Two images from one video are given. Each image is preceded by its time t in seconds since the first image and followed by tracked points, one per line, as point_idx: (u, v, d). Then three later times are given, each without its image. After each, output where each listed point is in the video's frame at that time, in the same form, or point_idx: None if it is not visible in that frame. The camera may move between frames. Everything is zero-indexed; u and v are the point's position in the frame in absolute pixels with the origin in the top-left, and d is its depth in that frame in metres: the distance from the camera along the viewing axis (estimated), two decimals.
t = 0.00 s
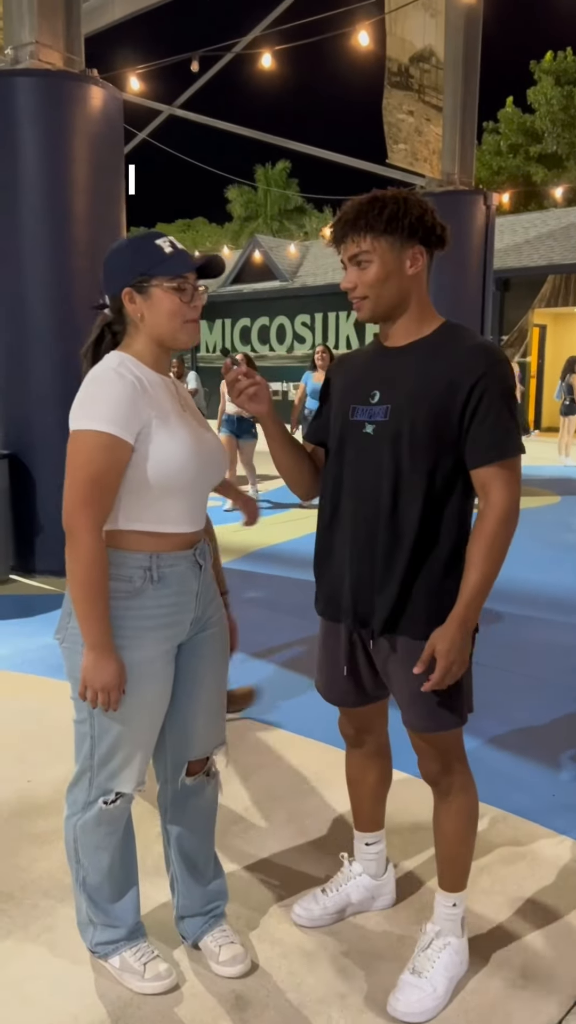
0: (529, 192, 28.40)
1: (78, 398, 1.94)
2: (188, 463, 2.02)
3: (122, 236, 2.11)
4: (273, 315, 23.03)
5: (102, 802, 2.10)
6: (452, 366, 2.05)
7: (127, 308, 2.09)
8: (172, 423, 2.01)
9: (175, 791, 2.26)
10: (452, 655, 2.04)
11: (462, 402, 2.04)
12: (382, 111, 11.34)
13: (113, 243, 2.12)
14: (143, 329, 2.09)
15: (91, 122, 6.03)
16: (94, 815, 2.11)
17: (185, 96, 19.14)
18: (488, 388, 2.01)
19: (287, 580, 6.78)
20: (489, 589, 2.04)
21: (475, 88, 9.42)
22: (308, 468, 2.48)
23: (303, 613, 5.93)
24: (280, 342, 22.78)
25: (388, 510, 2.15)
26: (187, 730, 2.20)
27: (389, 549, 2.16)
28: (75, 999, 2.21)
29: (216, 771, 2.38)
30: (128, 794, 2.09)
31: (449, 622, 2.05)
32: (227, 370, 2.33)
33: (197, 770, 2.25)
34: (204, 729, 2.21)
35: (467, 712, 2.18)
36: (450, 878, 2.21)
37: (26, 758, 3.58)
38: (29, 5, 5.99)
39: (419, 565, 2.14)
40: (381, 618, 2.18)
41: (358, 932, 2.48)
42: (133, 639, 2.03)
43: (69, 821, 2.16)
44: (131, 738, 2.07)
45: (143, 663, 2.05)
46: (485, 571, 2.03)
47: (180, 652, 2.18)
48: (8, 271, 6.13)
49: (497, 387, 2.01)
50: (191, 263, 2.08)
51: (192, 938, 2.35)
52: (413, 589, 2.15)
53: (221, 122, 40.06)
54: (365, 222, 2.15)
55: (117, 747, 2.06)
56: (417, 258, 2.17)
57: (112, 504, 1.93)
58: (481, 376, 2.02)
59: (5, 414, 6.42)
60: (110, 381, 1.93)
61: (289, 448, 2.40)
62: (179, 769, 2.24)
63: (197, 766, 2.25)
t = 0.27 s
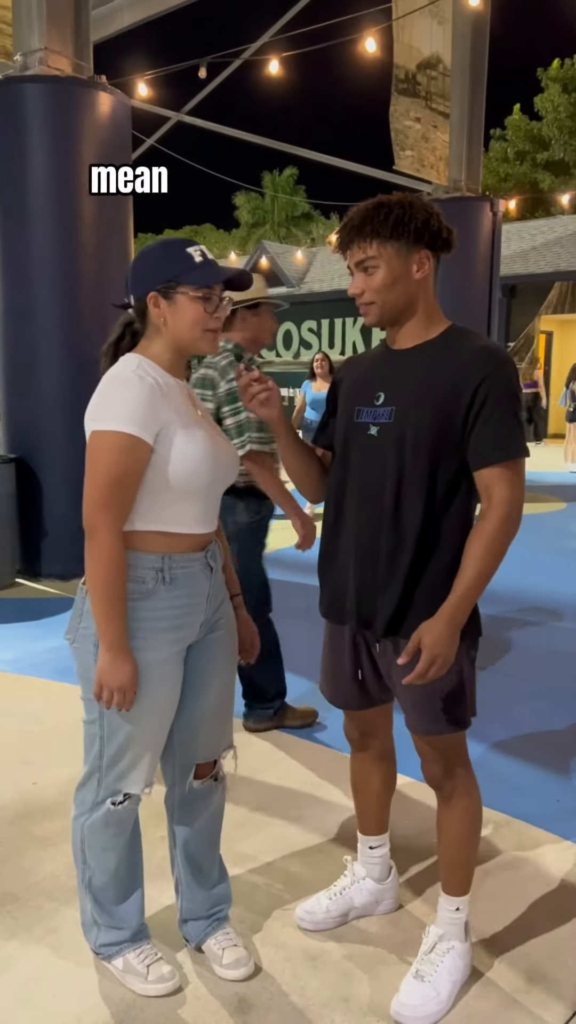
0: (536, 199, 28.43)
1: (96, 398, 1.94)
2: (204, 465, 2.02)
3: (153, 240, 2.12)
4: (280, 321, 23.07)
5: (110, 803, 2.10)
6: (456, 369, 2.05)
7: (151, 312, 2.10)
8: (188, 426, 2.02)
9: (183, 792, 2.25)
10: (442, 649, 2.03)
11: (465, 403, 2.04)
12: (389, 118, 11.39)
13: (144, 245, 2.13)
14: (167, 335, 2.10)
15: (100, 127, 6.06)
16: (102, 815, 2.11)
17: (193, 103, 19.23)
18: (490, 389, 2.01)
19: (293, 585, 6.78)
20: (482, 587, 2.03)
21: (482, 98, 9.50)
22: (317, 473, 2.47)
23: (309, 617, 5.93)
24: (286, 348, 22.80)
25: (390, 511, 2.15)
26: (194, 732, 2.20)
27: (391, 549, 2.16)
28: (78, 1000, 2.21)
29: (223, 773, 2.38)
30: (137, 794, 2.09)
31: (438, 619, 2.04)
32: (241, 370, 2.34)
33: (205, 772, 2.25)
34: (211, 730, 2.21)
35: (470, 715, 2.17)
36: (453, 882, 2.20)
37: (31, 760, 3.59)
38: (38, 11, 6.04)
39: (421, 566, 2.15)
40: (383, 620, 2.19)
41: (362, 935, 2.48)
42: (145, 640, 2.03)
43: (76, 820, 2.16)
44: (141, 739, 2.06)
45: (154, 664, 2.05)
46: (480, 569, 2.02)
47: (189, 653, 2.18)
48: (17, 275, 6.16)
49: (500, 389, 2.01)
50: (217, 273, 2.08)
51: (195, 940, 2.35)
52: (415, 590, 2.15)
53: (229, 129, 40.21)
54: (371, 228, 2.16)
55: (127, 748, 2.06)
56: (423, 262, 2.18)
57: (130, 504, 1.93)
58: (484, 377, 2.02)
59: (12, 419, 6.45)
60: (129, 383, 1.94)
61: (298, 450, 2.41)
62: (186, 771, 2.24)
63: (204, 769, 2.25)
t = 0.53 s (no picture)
0: (542, 204, 28.42)
1: (101, 402, 1.96)
2: (212, 467, 2.03)
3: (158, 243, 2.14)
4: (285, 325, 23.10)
5: (119, 803, 2.10)
6: (458, 370, 2.06)
7: (155, 312, 2.12)
8: (196, 428, 2.03)
9: (193, 793, 2.26)
10: (461, 646, 2.05)
11: (470, 403, 2.04)
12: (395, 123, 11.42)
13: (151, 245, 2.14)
14: (171, 336, 2.12)
15: (106, 131, 6.09)
16: (110, 814, 2.11)
17: (199, 108, 19.30)
18: (493, 389, 2.00)
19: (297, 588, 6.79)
20: (500, 583, 2.04)
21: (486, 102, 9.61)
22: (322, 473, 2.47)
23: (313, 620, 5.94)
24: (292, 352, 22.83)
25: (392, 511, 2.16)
26: (205, 732, 2.21)
27: (393, 550, 2.17)
28: (81, 999, 2.22)
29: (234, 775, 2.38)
30: (146, 795, 2.09)
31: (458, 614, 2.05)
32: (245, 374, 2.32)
33: (215, 773, 2.26)
34: (222, 732, 2.21)
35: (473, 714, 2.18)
36: (453, 884, 2.20)
37: (34, 761, 3.60)
38: (45, 16, 6.07)
39: (422, 566, 2.15)
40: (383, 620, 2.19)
41: (364, 937, 2.48)
42: (153, 641, 2.04)
43: (84, 819, 2.17)
44: (150, 740, 2.07)
45: (162, 666, 2.05)
46: (498, 567, 2.03)
47: (201, 655, 2.19)
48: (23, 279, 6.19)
49: (505, 387, 2.00)
50: (221, 272, 2.08)
51: (198, 940, 2.35)
52: (415, 591, 2.16)
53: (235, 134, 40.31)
54: (375, 230, 2.17)
55: (136, 748, 2.07)
56: (426, 264, 2.19)
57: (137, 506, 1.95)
58: (486, 377, 2.02)
59: (18, 422, 6.47)
60: (130, 387, 1.95)
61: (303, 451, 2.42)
62: (197, 772, 2.25)
63: (215, 769, 2.25)
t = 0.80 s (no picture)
0: (546, 208, 28.43)
1: (112, 403, 1.96)
2: (223, 468, 2.03)
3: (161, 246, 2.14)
4: (289, 330, 23.13)
5: (126, 803, 2.10)
6: (466, 370, 2.07)
7: (160, 316, 2.13)
8: (206, 428, 2.03)
9: (201, 793, 2.26)
10: (504, 587, 2.05)
11: (480, 398, 2.06)
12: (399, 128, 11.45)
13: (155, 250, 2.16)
14: (177, 337, 2.12)
15: (110, 135, 6.11)
16: (117, 815, 2.12)
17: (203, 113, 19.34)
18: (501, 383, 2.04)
19: (299, 591, 6.80)
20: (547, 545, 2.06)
21: (490, 106, 9.64)
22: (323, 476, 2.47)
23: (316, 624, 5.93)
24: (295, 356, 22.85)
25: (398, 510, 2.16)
26: (214, 733, 2.21)
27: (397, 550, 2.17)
28: (82, 999, 2.22)
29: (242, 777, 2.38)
30: (152, 795, 2.10)
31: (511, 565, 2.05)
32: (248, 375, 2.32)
33: (224, 775, 2.26)
34: (231, 733, 2.21)
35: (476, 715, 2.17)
36: (453, 886, 2.20)
37: (36, 761, 3.61)
38: (50, 20, 6.09)
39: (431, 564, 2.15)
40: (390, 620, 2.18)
41: (365, 939, 2.48)
42: (160, 642, 2.04)
43: (90, 819, 2.17)
44: (157, 739, 2.07)
45: (170, 666, 2.05)
46: (550, 527, 2.05)
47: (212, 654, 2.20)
48: (28, 282, 6.20)
49: (514, 379, 2.04)
50: (224, 272, 2.09)
51: (199, 941, 2.35)
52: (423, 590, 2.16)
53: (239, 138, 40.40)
54: (381, 229, 2.17)
55: (142, 747, 2.07)
56: (430, 264, 2.21)
57: (147, 506, 1.95)
58: (495, 373, 2.05)
59: (22, 424, 6.48)
60: (141, 387, 1.95)
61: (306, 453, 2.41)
62: (205, 773, 2.25)
63: (224, 770, 2.25)
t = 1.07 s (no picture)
0: (548, 212, 28.45)
1: (115, 406, 1.96)
2: (226, 469, 2.03)
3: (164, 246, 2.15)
4: (290, 333, 23.16)
5: (127, 804, 2.10)
6: (467, 370, 2.07)
7: (164, 315, 2.13)
8: (208, 430, 2.02)
9: (202, 795, 2.26)
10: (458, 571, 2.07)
11: (480, 398, 2.06)
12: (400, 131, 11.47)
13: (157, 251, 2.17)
14: (180, 336, 2.12)
15: (112, 137, 6.12)
16: (117, 816, 2.11)
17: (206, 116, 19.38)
18: (503, 383, 2.03)
19: (300, 594, 6.80)
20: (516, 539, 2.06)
21: (492, 110, 9.68)
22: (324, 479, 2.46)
23: (317, 626, 5.93)
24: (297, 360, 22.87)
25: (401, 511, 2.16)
26: (216, 734, 2.21)
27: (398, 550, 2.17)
28: (81, 1001, 2.22)
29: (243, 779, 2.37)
30: (153, 796, 2.10)
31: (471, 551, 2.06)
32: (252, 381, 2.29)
33: (224, 776, 2.25)
34: (233, 735, 2.21)
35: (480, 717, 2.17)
36: (454, 888, 2.19)
37: (37, 763, 3.61)
38: (53, 24, 6.12)
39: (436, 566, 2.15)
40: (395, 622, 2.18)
41: (364, 942, 2.47)
42: (164, 644, 2.04)
43: (90, 820, 2.17)
44: (161, 741, 2.07)
45: (173, 668, 2.05)
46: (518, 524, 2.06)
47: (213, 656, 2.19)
48: (30, 284, 6.21)
49: (515, 379, 2.03)
50: (226, 270, 2.09)
51: (199, 943, 2.35)
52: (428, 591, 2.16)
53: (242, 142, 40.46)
54: (398, 228, 2.17)
55: (146, 748, 2.07)
56: (436, 272, 2.24)
57: (150, 509, 1.95)
58: (497, 373, 2.04)
59: (23, 426, 6.49)
60: (143, 389, 1.95)
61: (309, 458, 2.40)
62: (206, 774, 2.25)
63: (224, 772, 2.25)
